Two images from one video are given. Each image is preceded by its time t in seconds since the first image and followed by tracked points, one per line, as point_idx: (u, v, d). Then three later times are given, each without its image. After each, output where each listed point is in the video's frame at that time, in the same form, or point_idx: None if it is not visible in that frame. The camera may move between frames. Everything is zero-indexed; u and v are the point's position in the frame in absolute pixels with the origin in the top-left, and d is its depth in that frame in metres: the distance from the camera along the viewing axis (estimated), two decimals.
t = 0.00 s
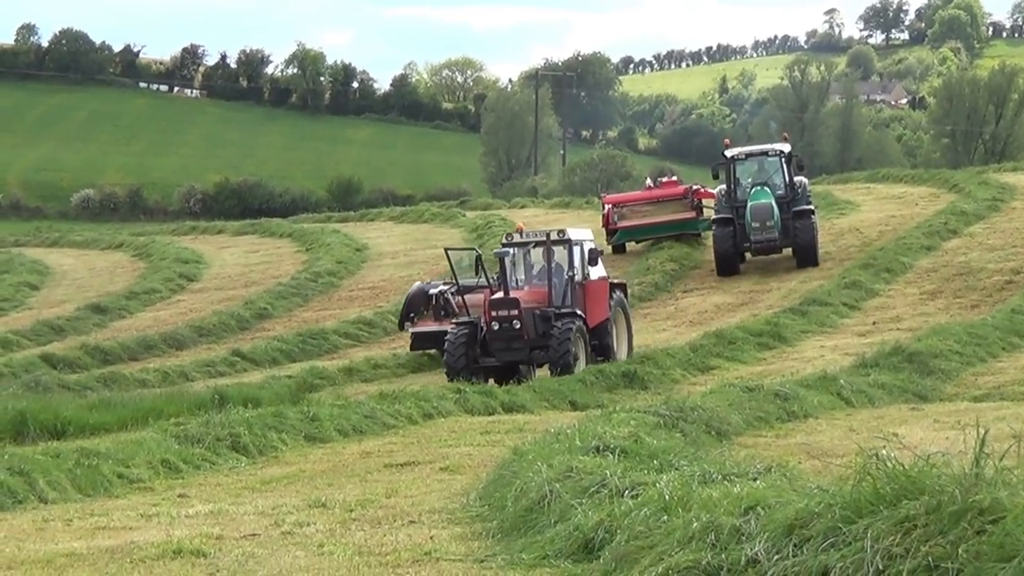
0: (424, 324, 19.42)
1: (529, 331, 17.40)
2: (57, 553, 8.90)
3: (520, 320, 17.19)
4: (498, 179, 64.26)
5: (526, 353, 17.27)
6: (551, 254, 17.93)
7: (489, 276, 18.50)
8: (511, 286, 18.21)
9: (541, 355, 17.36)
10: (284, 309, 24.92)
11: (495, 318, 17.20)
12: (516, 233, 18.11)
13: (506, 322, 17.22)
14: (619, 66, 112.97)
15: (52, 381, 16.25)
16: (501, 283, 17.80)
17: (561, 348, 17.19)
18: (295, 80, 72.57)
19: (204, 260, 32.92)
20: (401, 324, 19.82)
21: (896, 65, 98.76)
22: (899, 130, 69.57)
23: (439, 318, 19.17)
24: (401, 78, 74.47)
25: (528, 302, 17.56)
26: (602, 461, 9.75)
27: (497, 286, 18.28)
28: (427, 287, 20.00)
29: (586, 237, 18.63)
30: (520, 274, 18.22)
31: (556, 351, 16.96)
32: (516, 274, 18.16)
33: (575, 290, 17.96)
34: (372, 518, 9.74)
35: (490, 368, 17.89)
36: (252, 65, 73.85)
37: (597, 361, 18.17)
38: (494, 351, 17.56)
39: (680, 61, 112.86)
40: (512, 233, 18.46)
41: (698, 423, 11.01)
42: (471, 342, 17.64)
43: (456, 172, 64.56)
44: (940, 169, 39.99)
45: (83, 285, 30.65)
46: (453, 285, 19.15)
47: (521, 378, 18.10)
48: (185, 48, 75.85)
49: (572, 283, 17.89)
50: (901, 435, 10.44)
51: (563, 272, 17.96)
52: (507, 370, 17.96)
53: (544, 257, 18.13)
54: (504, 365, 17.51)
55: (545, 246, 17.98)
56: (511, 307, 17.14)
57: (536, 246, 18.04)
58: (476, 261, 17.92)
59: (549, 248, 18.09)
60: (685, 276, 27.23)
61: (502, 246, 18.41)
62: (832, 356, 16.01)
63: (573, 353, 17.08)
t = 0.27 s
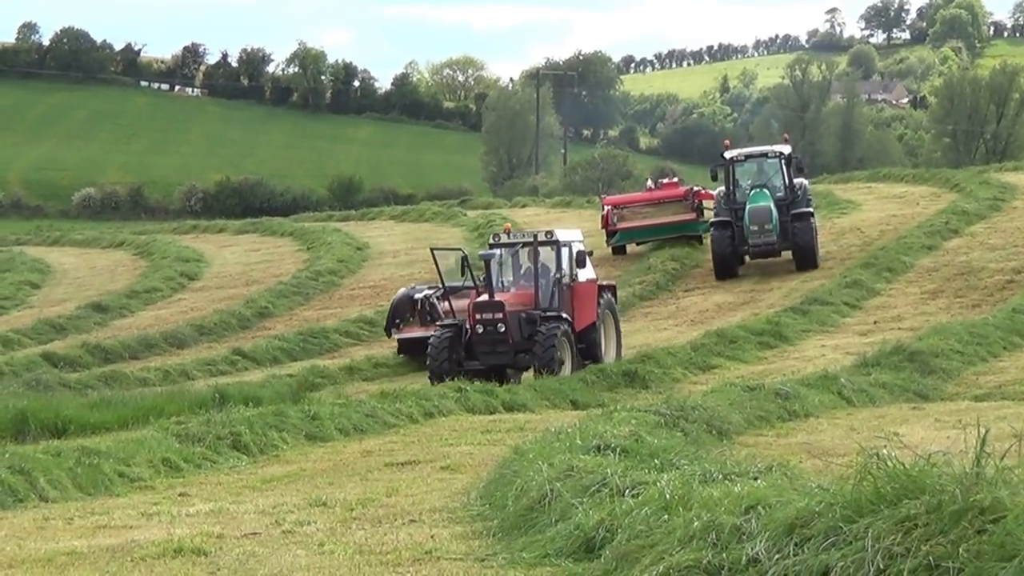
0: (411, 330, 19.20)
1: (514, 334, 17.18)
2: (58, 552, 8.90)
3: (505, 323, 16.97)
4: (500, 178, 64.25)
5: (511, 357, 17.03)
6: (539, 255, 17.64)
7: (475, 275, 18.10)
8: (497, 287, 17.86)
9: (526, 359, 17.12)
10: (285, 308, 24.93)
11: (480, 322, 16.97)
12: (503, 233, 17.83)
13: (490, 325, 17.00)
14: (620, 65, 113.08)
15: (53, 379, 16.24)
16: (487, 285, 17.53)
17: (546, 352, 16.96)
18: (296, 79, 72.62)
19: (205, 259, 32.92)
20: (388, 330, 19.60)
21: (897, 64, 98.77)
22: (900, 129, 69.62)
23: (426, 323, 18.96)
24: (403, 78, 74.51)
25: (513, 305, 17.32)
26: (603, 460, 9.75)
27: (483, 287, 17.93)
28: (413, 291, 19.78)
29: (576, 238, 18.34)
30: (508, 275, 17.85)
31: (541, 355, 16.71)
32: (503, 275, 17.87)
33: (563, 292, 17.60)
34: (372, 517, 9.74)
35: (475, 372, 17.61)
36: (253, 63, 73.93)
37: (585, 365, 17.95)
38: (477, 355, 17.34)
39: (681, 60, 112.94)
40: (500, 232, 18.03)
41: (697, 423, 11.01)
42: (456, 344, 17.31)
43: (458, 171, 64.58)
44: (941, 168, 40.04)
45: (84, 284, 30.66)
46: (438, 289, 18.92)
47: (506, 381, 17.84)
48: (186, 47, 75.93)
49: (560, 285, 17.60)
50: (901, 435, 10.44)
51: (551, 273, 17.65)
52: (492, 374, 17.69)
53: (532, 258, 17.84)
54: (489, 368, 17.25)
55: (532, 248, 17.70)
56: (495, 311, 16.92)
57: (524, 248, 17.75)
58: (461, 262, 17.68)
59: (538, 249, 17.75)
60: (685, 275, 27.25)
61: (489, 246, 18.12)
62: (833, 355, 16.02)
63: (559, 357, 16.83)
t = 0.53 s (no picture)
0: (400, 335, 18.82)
1: (504, 338, 16.84)
2: (62, 554, 8.91)
3: (493, 327, 16.65)
4: (503, 179, 64.26)
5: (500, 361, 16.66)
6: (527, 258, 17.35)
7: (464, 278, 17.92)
8: (486, 290, 17.63)
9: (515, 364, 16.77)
10: (289, 310, 24.93)
11: (468, 325, 16.68)
12: (491, 235, 17.58)
13: (479, 329, 16.68)
14: (623, 66, 113.18)
15: (57, 381, 16.25)
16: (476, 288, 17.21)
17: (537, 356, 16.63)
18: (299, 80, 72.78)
19: (208, 261, 32.93)
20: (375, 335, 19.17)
21: (900, 65, 98.94)
22: (903, 130, 69.66)
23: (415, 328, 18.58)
24: (406, 78, 74.59)
25: (503, 308, 16.98)
26: (607, 461, 9.76)
27: (471, 291, 17.66)
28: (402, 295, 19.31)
29: (568, 240, 18.01)
30: (497, 279, 17.60)
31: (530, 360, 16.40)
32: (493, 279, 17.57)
33: (554, 294, 17.26)
34: (376, 518, 9.74)
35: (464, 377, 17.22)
36: (256, 65, 74.22)
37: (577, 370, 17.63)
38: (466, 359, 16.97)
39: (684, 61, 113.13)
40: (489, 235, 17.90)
41: (702, 424, 11.02)
42: (444, 348, 16.93)
43: (461, 172, 64.58)
44: (946, 169, 40.05)
45: (88, 285, 30.67)
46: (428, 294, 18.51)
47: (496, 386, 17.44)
48: (190, 48, 76.14)
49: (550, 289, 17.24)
50: (905, 435, 10.45)
51: (541, 276, 17.36)
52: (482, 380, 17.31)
53: (522, 261, 17.52)
54: (478, 372, 16.88)
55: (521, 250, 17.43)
56: (485, 314, 16.58)
57: (513, 250, 17.48)
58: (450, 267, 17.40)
59: (527, 252, 17.49)
60: (688, 276, 27.28)
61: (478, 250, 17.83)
62: (835, 356, 16.06)
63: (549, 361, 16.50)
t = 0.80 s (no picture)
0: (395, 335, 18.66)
1: (493, 338, 16.82)
2: (66, 551, 8.90)
3: (482, 328, 16.63)
4: (508, 178, 64.27)
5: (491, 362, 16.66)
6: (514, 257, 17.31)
7: (451, 281, 17.94)
8: (475, 292, 17.63)
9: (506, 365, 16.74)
10: (292, 308, 24.92)
11: (457, 327, 16.67)
12: (479, 236, 17.56)
13: (468, 331, 16.68)
14: (627, 65, 113.29)
15: (60, 378, 16.25)
16: (463, 289, 17.20)
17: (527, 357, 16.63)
18: (304, 78, 72.86)
19: (212, 258, 32.93)
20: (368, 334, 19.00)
21: (905, 65, 99.03)
22: (908, 129, 69.65)
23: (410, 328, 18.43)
24: (410, 75, 74.65)
25: (492, 309, 16.95)
26: (611, 459, 9.76)
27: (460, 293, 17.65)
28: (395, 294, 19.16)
29: (555, 239, 18.05)
30: (486, 280, 17.57)
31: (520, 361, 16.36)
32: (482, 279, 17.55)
33: (543, 292, 17.23)
34: (379, 517, 9.74)
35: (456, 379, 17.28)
36: (261, 62, 74.14)
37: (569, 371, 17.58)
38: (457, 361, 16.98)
39: (688, 59, 113.28)
40: (475, 237, 17.92)
41: (706, 423, 11.03)
42: (434, 350, 17.02)
43: (466, 170, 64.56)
44: (950, 169, 40.04)
45: (92, 283, 30.67)
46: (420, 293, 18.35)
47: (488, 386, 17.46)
48: (194, 46, 76.16)
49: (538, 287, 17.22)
50: (909, 434, 10.43)
51: (529, 275, 17.29)
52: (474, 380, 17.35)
53: (509, 260, 17.51)
54: (468, 374, 16.93)
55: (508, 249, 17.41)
56: (473, 315, 16.55)
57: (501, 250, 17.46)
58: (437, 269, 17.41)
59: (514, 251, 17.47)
60: (692, 275, 27.28)
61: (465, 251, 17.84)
62: (839, 355, 16.06)
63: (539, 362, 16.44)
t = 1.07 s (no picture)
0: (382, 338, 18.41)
1: (475, 341, 16.61)
2: (69, 547, 8.91)
3: (464, 331, 16.38)
4: (512, 175, 64.24)
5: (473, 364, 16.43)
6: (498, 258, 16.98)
7: (434, 282, 17.70)
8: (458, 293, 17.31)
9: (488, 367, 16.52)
10: (296, 304, 24.93)
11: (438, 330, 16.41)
12: (462, 236, 17.21)
13: (449, 334, 16.43)
14: (632, 61, 113.42)
15: (64, 374, 16.25)
16: (445, 291, 16.89)
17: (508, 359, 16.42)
18: (308, 74, 72.81)
19: (215, 255, 32.93)
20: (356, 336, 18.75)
21: (909, 61, 99.15)
22: (912, 125, 69.68)
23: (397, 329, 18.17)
24: (414, 72, 74.68)
25: (474, 310, 16.70)
26: (615, 456, 9.76)
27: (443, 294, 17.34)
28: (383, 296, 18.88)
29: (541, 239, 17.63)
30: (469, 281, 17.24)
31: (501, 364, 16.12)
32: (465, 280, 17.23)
33: (528, 294, 16.88)
34: (383, 513, 9.75)
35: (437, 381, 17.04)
36: (264, 58, 73.80)
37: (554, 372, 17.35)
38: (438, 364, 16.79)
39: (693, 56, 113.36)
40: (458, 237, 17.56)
41: (710, 419, 11.03)
42: (415, 354, 16.77)
43: (469, 167, 64.55)
44: (956, 165, 40.06)
45: (95, 279, 30.68)
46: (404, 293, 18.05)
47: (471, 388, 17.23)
48: (199, 42, 76.07)
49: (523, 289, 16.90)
50: (913, 430, 10.44)
51: (514, 276, 16.99)
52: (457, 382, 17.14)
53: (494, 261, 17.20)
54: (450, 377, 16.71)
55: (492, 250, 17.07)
56: (454, 318, 16.28)
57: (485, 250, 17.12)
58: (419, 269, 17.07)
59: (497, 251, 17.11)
60: (695, 271, 27.31)
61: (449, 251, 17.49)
62: (842, 352, 16.05)
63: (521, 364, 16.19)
